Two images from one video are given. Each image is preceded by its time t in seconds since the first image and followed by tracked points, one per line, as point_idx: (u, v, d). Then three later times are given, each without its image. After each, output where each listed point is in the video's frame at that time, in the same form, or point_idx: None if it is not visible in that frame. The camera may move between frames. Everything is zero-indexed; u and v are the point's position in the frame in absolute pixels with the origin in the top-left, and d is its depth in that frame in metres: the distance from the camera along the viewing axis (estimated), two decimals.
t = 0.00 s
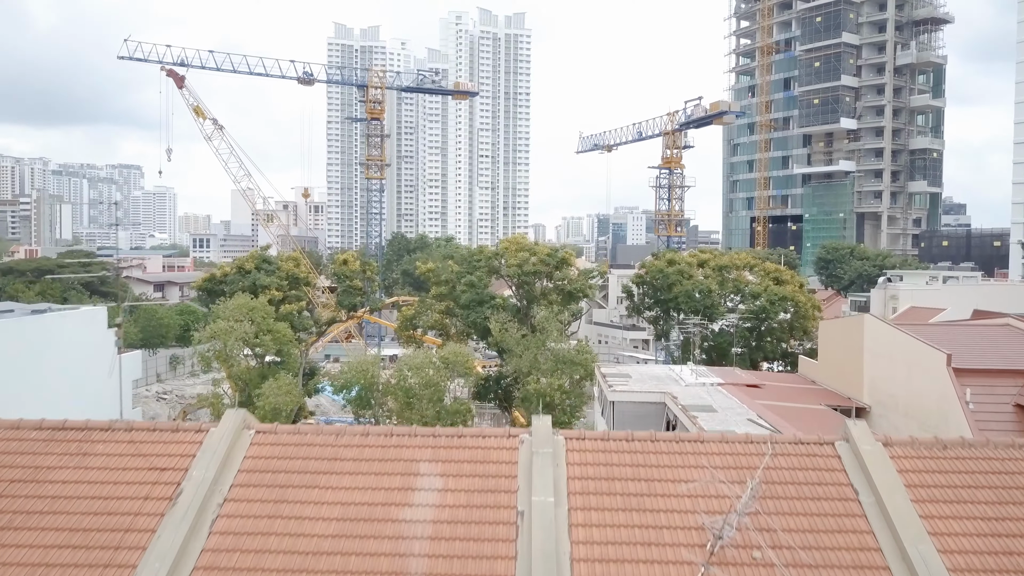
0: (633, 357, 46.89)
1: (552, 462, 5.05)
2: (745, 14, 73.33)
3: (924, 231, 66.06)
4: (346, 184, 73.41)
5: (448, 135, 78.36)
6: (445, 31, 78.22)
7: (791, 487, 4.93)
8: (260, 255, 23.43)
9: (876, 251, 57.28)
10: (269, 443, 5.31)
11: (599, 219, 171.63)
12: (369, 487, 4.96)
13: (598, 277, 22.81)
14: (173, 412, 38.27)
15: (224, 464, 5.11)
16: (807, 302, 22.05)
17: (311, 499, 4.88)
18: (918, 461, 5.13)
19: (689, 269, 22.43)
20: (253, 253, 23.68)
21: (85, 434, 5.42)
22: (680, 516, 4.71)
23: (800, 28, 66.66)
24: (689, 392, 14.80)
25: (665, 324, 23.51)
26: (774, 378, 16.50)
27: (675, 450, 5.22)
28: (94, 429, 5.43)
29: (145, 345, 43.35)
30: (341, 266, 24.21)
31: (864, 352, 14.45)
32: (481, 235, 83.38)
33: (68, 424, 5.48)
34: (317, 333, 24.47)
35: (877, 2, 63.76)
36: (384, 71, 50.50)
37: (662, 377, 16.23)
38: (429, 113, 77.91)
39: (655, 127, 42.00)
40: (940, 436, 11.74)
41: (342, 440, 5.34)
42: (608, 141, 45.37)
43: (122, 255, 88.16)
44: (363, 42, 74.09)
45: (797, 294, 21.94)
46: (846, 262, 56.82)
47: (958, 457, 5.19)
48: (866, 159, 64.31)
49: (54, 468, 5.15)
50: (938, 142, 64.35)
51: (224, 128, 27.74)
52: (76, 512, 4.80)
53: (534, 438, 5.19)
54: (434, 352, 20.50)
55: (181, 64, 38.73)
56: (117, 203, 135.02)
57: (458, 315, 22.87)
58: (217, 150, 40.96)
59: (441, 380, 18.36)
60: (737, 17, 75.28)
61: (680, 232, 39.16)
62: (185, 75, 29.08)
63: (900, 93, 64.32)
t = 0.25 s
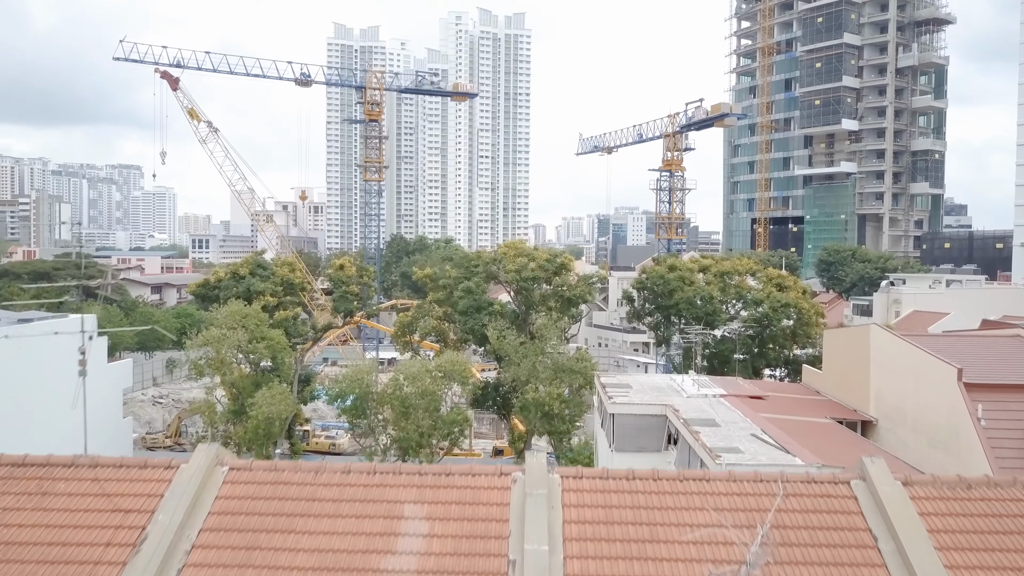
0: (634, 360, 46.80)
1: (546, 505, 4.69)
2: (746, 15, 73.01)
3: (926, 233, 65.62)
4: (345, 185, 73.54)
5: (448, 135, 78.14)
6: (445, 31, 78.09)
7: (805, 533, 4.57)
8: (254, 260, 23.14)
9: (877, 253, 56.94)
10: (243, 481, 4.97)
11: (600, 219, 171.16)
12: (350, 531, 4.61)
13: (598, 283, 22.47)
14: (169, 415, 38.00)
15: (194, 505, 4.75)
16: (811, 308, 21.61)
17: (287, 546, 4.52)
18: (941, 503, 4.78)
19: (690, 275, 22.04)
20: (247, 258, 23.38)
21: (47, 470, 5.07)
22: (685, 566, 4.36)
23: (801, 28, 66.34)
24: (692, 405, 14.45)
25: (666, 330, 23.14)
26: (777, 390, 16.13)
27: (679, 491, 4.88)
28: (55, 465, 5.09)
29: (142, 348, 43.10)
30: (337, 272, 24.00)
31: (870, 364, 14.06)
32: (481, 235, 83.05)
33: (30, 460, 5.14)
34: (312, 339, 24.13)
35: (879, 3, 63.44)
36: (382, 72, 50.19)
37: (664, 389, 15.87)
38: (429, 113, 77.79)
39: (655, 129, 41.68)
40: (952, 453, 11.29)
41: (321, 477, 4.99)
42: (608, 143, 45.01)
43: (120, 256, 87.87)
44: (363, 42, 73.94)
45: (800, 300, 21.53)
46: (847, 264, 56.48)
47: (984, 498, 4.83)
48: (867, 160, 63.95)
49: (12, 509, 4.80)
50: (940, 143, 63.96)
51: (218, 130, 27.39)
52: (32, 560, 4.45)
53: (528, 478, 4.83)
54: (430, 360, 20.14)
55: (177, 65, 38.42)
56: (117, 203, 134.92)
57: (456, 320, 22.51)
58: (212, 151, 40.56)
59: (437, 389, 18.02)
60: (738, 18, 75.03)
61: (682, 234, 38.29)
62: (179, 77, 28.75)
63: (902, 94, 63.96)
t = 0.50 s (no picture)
0: (635, 364, 46.56)
1: (543, 555, 4.33)
2: (746, 16, 72.71)
3: (928, 235, 65.33)
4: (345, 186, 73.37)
5: (448, 136, 77.89)
6: (445, 32, 77.88)
7: None
8: (250, 266, 22.83)
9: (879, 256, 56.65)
10: (215, 525, 4.60)
11: (601, 220, 170.79)
12: None
13: (598, 290, 22.13)
14: (164, 420, 37.66)
15: (160, 554, 4.38)
16: (815, 315, 21.23)
17: None
18: (970, 552, 4.43)
19: (692, 281, 21.66)
20: (243, 263, 23.07)
21: (5, 514, 4.71)
22: None
23: (803, 30, 66.09)
24: (694, 418, 14.11)
25: (668, 337, 22.78)
26: (782, 403, 15.78)
27: (687, 539, 4.52)
28: (14, 508, 4.75)
29: (138, 352, 42.77)
30: (334, 277, 23.69)
31: (879, 378, 13.71)
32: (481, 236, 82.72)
33: None
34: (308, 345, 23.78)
35: (880, 3, 63.20)
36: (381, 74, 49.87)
37: (666, 401, 15.51)
38: (429, 115, 77.40)
39: (656, 131, 41.39)
40: (963, 471, 10.91)
41: (301, 522, 4.63)
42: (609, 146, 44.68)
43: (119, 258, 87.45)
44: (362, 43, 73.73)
45: (804, 307, 21.14)
46: (849, 267, 56.18)
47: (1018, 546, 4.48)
48: (869, 162, 63.68)
49: None
50: (942, 145, 63.70)
51: (213, 134, 27.06)
52: None
53: (524, 525, 4.46)
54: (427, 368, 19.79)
55: (173, 67, 38.11)
56: (117, 204, 134.48)
57: (454, 327, 22.18)
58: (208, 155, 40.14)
59: (434, 399, 17.68)
60: (738, 19, 74.73)
61: (682, 238, 38.16)
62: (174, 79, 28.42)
63: (904, 95, 63.69)
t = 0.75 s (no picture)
0: (636, 368, 46.29)
1: None
2: (748, 16, 72.36)
3: (930, 237, 65.02)
4: (344, 187, 73.32)
5: (448, 137, 77.65)
6: (445, 33, 77.62)
7: None
8: (246, 271, 22.46)
9: (881, 259, 56.31)
10: None
11: (601, 220, 170.53)
12: None
13: (599, 297, 21.78)
14: (161, 425, 37.42)
15: None
16: (820, 322, 20.85)
17: None
18: None
19: (695, 288, 21.26)
20: (238, 268, 22.70)
21: None
22: None
23: (804, 30, 65.73)
24: (698, 431, 13.75)
25: (670, 344, 22.44)
26: (788, 414, 15.45)
27: None
28: None
29: (135, 355, 42.50)
30: (331, 283, 23.33)
31: (890, 393, 13.38)
32: (481, 238, 82.42)
33: None
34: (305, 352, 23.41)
35: (883, 4, 62.86)
36: (379, 75, 49.44)
37: (670, 413, 15.16)
38: (428, 116, 77.17)
39: (656, 134, 41.08)
40: (979, 491, 10.57)
41: None
42: (610, 148, 44.33)
43: (118, 259, 87.20)
44: (362, 43, 73.41)
45: (808, 314, 20.77)
46: (851, 269, 55.84)
47: None
48: (871, 163, 63.36)
49: None
50: (944, 146, 63.39)
51: (209, 137, 26.71)
52: None
53: None
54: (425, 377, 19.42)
55: (170, 68, 37.73)
56: (117, 205, 134.40)
57: (453, 334, 21.80)
58: (204, 158, 39.77)
59: (432, 409, 17.31)
60: (739, 19, 74.43)
61: (684, 242, 37.86)
62: (170, 81, 28.05)
63: (906, 96, 63.33)
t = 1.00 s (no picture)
0: (637, 371, 45.95)
1: None
2: (749, 17, 71.99)
3: (933, 239, 64.60)
4: (343, 188, 73.70)
5: (448, 138, 77.43)
6: (445, 33, 77.40)
7: None
8: (241, 276, 22.04)
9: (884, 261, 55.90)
10: None
11: (602, 220, 170.28)
12: None
13: (601, 303, 21.40)
14: (158, 430, 37.12)
15: None
16: (825, 330, 20.46)
17: None
18: None
19: (698, 294, 20.88)
20: (233, 274, 22.29)
21: None
22: None
23: (806, 31, 65.35)
24: (703, 445, 13.39)
25: (672, 351, 22.06)
26: (795, 427, 15.09)
27: None
28: None
29: (132, 359, 42.20)
30: (328, 289, 22.95)
31: (900, 408, 13.00)
32: (481, 238, 82.13)
33: None
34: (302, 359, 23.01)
35: (885, 5, 62.50)
36: (378, 77, 49.09)
37: (673, 425, 14.81)
38: (428, 116, 76.84)
39: (657, 136, 40.72)
40: (995, 513, 10.17)
41: None
42: (610, 150, 43.98)
43: (117, 260, 86.95)
44: (361, 44, 73.08)
45: (813, 322, 20.38)
46: (853, 272, 55.46)
47: None
48: (873, 165, 62.97)
49: None
50: (947, 147, 63.00)
51: (205, 140, 26.37)
52: None
53: None
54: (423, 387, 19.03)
55: (167, 69, 37.39)
56: (117, 205, 134.13)
57: (453, 341, 21.39)
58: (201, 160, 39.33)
59: (429, 421, 16.91)
60: (740, 20, 74.05)
61: (685, 246, 37.50)
62: (165, 83, 27.71)
63: (908, 97, 62.92)
